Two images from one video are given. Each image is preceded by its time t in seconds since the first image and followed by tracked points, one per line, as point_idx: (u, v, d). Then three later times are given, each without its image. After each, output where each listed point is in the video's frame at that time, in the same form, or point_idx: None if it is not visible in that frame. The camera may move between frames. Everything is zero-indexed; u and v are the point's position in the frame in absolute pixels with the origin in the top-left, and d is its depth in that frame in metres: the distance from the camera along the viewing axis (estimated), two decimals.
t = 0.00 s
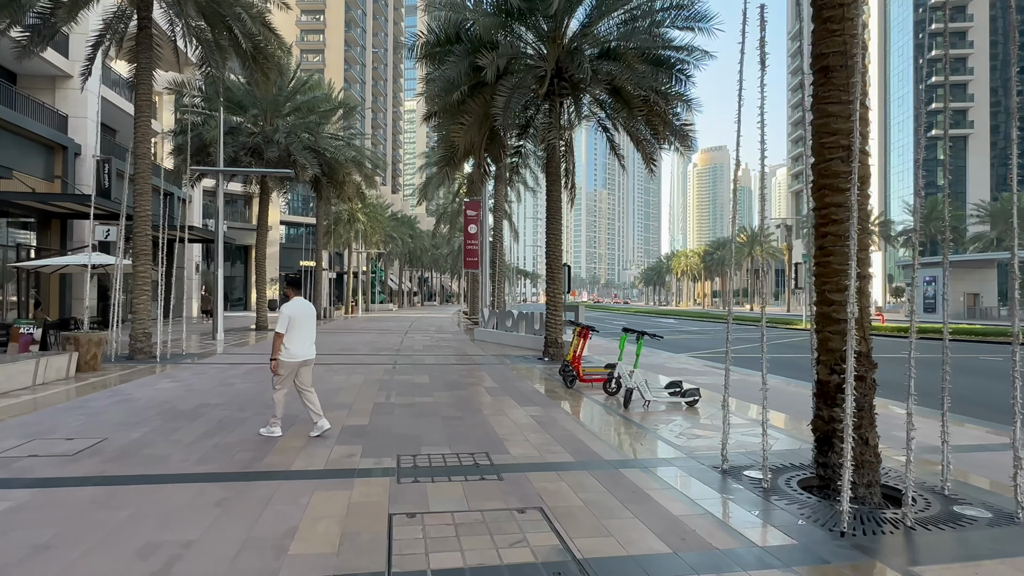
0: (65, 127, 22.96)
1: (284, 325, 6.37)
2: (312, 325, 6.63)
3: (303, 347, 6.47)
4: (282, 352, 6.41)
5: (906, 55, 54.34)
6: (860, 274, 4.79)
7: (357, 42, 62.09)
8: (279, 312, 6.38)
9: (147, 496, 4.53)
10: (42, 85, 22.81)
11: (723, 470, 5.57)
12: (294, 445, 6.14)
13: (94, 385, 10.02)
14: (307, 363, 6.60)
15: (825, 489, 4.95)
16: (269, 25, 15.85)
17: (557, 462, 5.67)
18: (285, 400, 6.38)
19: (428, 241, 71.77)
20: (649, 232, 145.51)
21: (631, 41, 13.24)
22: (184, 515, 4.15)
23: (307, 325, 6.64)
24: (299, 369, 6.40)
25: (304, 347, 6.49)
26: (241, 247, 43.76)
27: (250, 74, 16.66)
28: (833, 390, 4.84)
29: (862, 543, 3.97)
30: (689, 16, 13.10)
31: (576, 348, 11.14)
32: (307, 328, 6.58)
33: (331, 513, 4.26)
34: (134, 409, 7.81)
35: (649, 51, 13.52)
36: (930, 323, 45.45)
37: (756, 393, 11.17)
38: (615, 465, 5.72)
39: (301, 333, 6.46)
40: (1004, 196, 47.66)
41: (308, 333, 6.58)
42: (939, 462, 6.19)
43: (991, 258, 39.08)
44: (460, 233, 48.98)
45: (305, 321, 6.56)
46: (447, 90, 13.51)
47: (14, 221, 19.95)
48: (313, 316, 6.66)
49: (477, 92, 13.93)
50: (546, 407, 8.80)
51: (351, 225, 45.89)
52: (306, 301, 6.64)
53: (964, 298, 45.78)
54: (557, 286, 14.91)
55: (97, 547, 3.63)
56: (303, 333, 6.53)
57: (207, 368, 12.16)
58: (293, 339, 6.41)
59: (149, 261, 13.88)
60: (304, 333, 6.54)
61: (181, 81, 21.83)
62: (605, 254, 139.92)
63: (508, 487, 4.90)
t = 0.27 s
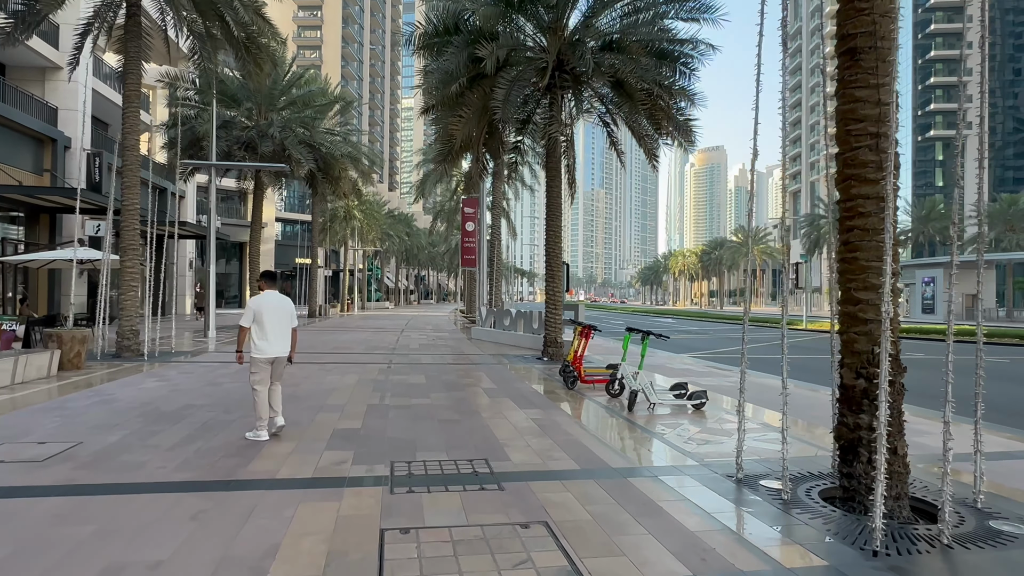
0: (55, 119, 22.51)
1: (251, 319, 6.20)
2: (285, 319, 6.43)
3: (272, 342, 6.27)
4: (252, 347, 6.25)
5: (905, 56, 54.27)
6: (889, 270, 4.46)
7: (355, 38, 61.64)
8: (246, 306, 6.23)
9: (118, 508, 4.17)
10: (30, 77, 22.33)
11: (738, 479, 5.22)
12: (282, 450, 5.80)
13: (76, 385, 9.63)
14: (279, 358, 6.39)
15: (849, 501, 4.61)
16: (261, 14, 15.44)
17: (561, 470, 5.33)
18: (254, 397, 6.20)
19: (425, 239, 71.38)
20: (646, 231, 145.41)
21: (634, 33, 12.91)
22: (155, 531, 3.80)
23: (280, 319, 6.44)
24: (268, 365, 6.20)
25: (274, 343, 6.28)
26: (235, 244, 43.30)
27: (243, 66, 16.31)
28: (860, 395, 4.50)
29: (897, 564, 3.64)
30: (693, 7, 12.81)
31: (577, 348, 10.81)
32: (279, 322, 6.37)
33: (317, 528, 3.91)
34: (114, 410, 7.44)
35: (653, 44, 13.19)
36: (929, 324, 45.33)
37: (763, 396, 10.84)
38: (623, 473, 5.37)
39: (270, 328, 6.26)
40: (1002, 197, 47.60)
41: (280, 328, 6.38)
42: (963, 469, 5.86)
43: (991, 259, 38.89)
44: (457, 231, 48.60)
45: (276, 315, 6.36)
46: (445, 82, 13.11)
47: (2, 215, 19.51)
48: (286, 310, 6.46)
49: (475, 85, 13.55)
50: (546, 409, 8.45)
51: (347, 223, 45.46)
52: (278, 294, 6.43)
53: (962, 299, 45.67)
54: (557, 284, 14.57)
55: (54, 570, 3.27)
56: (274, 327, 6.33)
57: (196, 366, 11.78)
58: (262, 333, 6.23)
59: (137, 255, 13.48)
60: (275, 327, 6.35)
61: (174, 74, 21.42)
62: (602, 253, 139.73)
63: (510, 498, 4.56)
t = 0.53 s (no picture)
0: (45, 113, 22.02)
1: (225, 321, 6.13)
2: (262, 320, 6.30)
3: (247, 345, 6.18)
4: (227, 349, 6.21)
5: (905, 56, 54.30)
6: (924, 270, 4.17)
7: (352, 35, 61.18)
8: (221, 307, 6.17)
9: (84, 529, 3.80)
10: (20, 69, 21.87)
11: (759, 493, 4.87)
12: (270, 460, 5.44)
13: (57, 386, 9.21)
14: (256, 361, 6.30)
15: (881, 519, 4.28)
16: (255, 3, 15.02)
17: (569, 484, 4.97)
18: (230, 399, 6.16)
19: (422, 237, 70.98)
20: (643, 231, 145.38)
21: (640, 26, 12.54)
22: (123, 556, 3.43)
23: (258, 320, 6.33)
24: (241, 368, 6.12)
25: (248, 345, 6.19)
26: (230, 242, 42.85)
27: (236, 57, 15.99)
28: (892, 405, 4.19)
29: None
30: None
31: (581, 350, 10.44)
32: (255, 324, 6.26)
33: (304, 552, 3.55)
34: (93, 415, 7.05)
35: (658, 37, 12.80)
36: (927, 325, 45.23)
37: (772, 399, 10.50)
38: (635, 486, 5.01)
39: (244, 331, 6.17)
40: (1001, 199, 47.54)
41: (256, 330, 6.26)
42: (993, 483, 5.54)
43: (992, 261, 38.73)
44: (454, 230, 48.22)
45: (252, 316, 6.25)
46: (445, 74, 12.72)
47: None
48: (263, 311, 6.33)
49: (476, 77, 13.17)
50: (549, 413, 8.09)
51: (344, 221, 45.05)
52: (256, 295, 6.32)
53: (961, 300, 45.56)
54: (558, 284, 14.21)
55: None
56: (250, 329, 6.23)
57: (184, 367, 11.40)
58: (235, 336, 6.16)
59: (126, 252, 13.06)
60: (251, 329, 6.24)
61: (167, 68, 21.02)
62: (600, 253, 139.50)
63: (514, 517, 4.20)
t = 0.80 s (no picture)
0: (36, 106, 21.58)
1: (209, 315, 6.10)
2: (248, 316, 6.26)
3: (231, 341, 6.15)
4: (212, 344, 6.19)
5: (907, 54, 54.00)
6: (971, 268, 3.81)
7: (351, 31, 60.63)
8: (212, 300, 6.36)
9: (46, 548, 3.43)
10: (11, 61, 21.42)
11: (785, 507, 4.52)
12: (257, 468, 5.06)
13: (40, 386, 8.84)
14: (240, 357, 6.26)
15: (923, 538, 3.93)
16: None
17: (579, 496, 4.60)
18: (213, 394, 6.15)
19: (420, 235, 70.55)
20: (642, 230, 145.07)
21: (645, 17, 12.17)
22: None
23: (244, 316, 6.28)
24: (223, 364, 6.09)
25: (232, 341, 6.15)
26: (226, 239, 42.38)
27: (231, 48, 15.68)
28: (937, 415, 3.84)
29: None
30: None
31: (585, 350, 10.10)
32: (240, 320, 6.21)
33: None
34: (73, 417, 6.68)
35: (665, 28, 12.43)
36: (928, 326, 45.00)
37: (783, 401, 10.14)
38: (651, 499, 4.64)
39: (228, 326, 6.13)
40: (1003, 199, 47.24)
41: (241, 326, 6.22)
42: None
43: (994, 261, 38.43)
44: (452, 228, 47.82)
45: (237, 312, 6.21)
46: (445, 65, 12.36)
47: None
48: (249, 306, 6.27)
49: (477, 69, 12.81)
50: (552, 416, 7.73)
51: (341, 218, 44.60)
52: (242, 290, 6.27)
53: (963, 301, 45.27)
54: (561, 281, 13.85)
55: None
56: (235, 325, 6.19)
57: (175, 366, 11.02)
58: (219, 331, 6.13)
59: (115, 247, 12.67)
60: (236, 325, 6.20)
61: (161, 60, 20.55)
62: (598, 252, 139.15)
63: (522, 536, 3.84)
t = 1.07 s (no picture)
0: (27, 101, 21.16)
1: (190, 315, 5.89)
2: (232, 316, 5.98)
3: (212, 342, 5.87)
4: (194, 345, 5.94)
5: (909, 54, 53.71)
6: None
7: (350, 28, 60.15)
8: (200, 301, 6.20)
9: None
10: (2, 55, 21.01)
11: (815, 527, 4.16)
12: (239, 482, 4.67)
13: (20, 389, 8.45)
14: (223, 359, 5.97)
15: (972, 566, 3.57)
16: None
17: (591, 515, 4.24)
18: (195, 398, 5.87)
19: (419, 234, 70.20)
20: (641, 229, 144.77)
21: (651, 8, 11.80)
22: None
23: (227, 316, 6.01)
24: (204, 365, 5.81)
25: (213, 342, 5.87)
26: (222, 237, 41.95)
27: (224, 38, 15.29)
28: (988, 431, 3.47)
29: None
30: None
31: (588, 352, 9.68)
32: (223, 319, 5.95)
33: None
34: (50, 423, 6.31)
35: (671, 20, 12.07)
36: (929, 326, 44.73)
37: (793, 406, 9.80)
38: (668, 517, 4.29)
39: (211, 326, 5.88)
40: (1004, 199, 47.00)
41: (224, 326, 5.95)
42: None
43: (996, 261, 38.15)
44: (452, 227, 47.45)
45: (220, 311, 5.95)
46: (445, 57, 12.00)
47: None
48: (232, 306, 6.01)
49: (478, 61, 12.44)
50: (556, 422, 7.35)
51: (339, 216, 44.24)
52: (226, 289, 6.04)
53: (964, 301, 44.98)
54: (563, 280, 13.51)
55: None
56: (217, 325, 5.93)
57: (166, 367, 10.69)
58: (201, 331, 5.88)
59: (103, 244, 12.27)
60: (218, 325, 5.93)
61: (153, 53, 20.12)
62: (597, 251, 138.83)
63: (530, 562, 3.48)
